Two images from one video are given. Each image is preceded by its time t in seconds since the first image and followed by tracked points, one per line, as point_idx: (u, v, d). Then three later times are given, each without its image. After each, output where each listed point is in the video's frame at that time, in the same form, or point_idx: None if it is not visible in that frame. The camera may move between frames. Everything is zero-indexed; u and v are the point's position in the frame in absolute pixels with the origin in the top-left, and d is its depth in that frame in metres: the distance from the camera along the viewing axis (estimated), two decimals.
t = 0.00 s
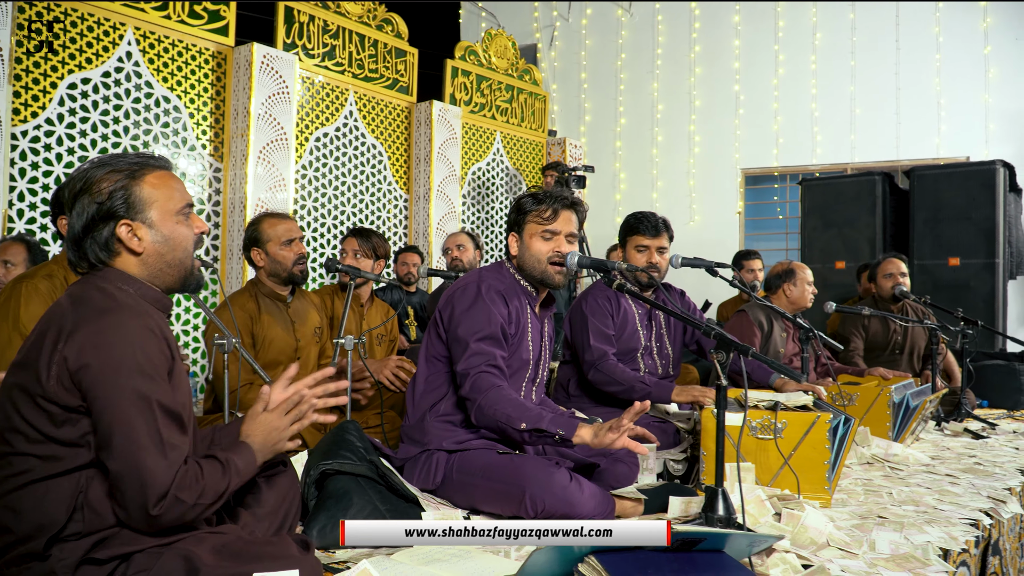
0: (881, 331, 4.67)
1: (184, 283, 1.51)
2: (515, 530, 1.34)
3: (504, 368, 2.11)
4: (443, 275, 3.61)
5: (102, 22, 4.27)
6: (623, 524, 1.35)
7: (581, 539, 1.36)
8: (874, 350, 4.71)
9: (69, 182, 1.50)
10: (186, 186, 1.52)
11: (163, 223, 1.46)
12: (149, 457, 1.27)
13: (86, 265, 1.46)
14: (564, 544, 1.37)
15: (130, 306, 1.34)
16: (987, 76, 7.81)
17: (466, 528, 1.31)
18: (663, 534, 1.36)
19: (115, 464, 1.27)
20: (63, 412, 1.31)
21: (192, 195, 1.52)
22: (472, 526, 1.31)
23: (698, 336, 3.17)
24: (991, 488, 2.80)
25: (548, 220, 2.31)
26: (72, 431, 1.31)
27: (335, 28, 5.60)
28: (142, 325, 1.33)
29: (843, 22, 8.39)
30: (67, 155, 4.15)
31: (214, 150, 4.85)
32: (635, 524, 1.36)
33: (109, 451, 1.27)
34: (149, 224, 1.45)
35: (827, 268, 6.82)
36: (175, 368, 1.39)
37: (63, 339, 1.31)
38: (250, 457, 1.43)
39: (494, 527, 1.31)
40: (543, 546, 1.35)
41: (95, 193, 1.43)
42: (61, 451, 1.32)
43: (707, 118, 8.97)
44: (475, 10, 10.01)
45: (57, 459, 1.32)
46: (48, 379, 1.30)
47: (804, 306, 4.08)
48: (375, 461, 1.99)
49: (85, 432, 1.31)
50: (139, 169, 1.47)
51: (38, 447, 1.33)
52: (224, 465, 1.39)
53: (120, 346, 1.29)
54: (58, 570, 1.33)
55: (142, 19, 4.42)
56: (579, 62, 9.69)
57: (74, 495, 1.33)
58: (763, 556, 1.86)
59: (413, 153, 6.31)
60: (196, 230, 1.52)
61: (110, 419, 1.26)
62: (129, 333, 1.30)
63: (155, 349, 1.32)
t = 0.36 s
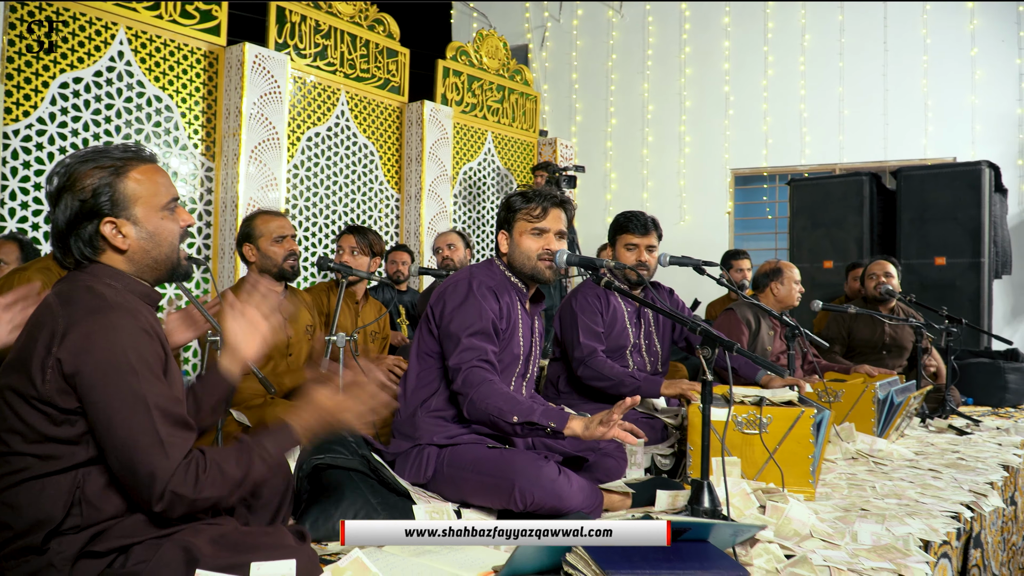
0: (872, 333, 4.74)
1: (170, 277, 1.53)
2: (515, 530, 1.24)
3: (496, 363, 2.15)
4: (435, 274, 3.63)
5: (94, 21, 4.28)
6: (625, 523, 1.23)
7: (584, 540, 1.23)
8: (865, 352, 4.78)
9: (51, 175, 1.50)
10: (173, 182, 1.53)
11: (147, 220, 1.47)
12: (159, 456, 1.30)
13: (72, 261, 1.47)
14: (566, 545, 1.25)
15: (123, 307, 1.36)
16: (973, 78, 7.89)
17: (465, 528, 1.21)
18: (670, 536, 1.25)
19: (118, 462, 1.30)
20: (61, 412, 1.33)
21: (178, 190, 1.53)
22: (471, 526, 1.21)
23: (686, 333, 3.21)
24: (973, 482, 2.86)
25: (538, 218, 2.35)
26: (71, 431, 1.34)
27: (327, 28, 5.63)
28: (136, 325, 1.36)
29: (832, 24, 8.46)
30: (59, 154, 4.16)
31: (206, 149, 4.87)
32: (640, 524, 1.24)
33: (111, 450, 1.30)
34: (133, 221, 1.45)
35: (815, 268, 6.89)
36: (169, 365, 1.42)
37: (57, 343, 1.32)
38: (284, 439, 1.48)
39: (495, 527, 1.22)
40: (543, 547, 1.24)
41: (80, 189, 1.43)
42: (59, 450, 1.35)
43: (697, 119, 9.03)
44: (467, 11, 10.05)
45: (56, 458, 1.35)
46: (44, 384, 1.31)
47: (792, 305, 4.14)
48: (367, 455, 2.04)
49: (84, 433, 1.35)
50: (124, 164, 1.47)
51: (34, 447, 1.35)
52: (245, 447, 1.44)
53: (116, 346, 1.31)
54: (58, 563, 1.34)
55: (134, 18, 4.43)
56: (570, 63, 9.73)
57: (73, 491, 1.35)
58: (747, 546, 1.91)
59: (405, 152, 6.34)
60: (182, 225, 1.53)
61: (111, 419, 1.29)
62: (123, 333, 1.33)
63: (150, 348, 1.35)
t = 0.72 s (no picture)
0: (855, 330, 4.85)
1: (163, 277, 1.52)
2: (515, 531, 1.34)
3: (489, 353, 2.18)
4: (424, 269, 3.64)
5: (83, 16, 4.27)
6: (623, 526, 1.35)
7: (583, 539, 1.34)
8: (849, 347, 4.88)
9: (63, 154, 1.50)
10: (180, 184, 1.52)
11: (140, 223, 1.46)
12: (159, 452, 1.34)
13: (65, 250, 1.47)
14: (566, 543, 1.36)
15: (112, 304, 1.37)
16: (956, 79, 8.00)
17: (466, 528, 1.30)
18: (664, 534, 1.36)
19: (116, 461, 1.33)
20: (51, 409, 1.35)
21: (184, 193, 1.53)
22: (472, 526, 1.30)
23: (672, 326, 3.26)
24: (953, 472, 2.92)
25: (526, 211, 2.38)
26: (60, 427, 1.36)
27: (316, 25, 5.63)
28: (125, 322, 1.36)
29: (818, 25, 8.55)
30: (47, 149, 4.15)
31: (195, 145, 4.86)
32: (635, 526, 1.35)
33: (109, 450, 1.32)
34: (126, 224, 1.45)
35: (800, 265, 6.96)
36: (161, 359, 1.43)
37: (49, 341, 1.33)
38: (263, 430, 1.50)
39: (494, 528, 1.32)
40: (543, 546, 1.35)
41: (78, 184, 1.43)
42: (50, 443, 1.37)
43: (684, 118, 9.10)
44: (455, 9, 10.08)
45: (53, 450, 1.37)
46: (35, 383, 1.33)
47: (776, 300, 4.19)
48: (359, 444, 2.05)
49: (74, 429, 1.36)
50: (128, 163, 1.46)
51: (27, 438, 1.37)
52: (235, 441, 1.46)
53: (106, 347, 1.32)
54: (53, 547, 1.36)
55: (122, 13, 4.43)
56: (558, 62, 9.78)
57: (67, 481, 1.38)
58: (732, 531, 1.94)
59: (393, 150, 6.36)
60: (181, 230, 1.52)
61: (105, 421, 1.31)
62: (112, 334, 1.33)
63: (140, 345, 1.36)
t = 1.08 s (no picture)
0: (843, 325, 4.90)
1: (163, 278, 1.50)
2: (516, 529, 1.14)
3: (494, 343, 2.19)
4: (413, 265, 3.62)
5: (70, 12, 4.24)
6: (625, 522, 1.12)
7: (583, 541, 1.13)
8: (835, 343, 4.94)
9: (64, 148, 1.48)
10: (185, 183, 1.49)
11: (139, 224, 1.43)
12: (166, 454, 1.37)
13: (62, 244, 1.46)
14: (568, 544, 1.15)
15: (116, 306, 1.37)
16: (939, 79, 8.10)
17: (466, 528, 1.12)
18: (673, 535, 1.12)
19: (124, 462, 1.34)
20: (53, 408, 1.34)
21: (187, 193, 1.50)
22: (472, 525, 1.12)
23: (662, 320, 3.29)
24: (938, 464, 2.96)
25: (516, 206, 2.40)
26: (62, 425, 1.35)
27: (303, 22, 5.62)
28: (128, 325, 1.36)
29: (802, 25, 8.62)
30: (34, 146, 4.12)
31: (182, 141, 4.84)
32: (640, 522, 1.12)
33: (116, 452, 1.34)
34: (125, 225, 1.43)
35: (785, 263, 7.01)
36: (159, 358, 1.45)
37: (50, 340, 1.31)
38: (240, 407, 1.49)
39: (494, 527, 1.13)
40: (544, 546, 1.15)
41: (79, 181, 1.40)
42: (48, 439, 1.36)
43: (670, 117, 9.15)
44: (442, 7, 10.10)
45: (49, 445, 1.37)
46: (35, 382, 1.31)
47: (762, 297, 4.23)
48: (351, 436, 2.05)
49: (75, 427, 1.36)
50: (130, 163, 1.43)
51: (25, 435, 1.36)
52: (219, 427, 1.45)
53: (113, 350, 1.32)
54: (52, 537, 1.36)
55: (109, 9, 4.40)
56: (545, 61, 9.81)
57: (66, 475, 1.38)
58: (721, 521, 1.97)
59: (381, 148, 6.36)
60: (181, 230, 1.48)
61: (114, 425, 1.32)
62: (120, 335, 1.34)
63: (144, 348, 1.37)
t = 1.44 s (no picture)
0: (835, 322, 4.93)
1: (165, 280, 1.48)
2: (517, 530, 1.14)
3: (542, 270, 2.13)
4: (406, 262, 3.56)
5: (61, 10, 4.21)
6: (625, 523, 1.14)
7: (583, 541, 1.14)
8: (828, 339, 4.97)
9: (71, 142, 1.45)
10: (192, 186, 1.47)
11: (143, 228, 1.41)
12: (166, 461, 1.36)
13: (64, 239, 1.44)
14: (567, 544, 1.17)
15: (121, 309, 1.35)
16: (929, 78, 8.16)
17: (466, 528, 1.12)
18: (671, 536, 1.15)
19: (125, 467, 1.34)
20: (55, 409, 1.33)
21: (194, 196, 1.47)
22: (472, 525, 1.11)
23: (655, 316, 3.37)
24: (931, 460, 2.98)
25: (509, 202, 2.39)
26: (64, 426, 1.35)
27: (295, 20, 5.60)
28: (134, 329, 1.35)
29: (793, 24, 8.66)
30: (26, 143, 4.07)
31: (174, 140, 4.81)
32: (639, 523, 1.14)
33: (118, 458, 1.33)
34: (129, 227, 1.41)
35: (777, 261, 7.04)
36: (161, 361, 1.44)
37: (53, 340, 1.30)
38: (273, 431, 1.50)
39: (495, 527, 1.12)
40: (544, 547, 1.15)
41: (81, 180, 1.38)
42: (48, 437, 1.35)
43: (661, 116, 9.17)
44: (433, 7, 10.09)
45: (49, 444, 1.35)
46: (38, 383, 1.30)
47: (754, 294, 4.25)
48: (348, 431, 2.06)
49: (77, 427, 1.35)
50: (137, 168, 1.40)
51: (26, 434, 1.35)
52: (241, 443, 1.48)
53: (118, 355, 1.31)
54: (53, 532, 1.35)
55: (100, 7, 4.38)
56: (536, 60, 9.81)
57: (66, 473, 1.37)
58: (718, 515, 1.98)
59: (373, 146, 6.35)
60: (186, 234, 1.47)
61: (117, 431, 1.31)
62: (124, 337, 1.33)
63: (148, 354, 1.36)
